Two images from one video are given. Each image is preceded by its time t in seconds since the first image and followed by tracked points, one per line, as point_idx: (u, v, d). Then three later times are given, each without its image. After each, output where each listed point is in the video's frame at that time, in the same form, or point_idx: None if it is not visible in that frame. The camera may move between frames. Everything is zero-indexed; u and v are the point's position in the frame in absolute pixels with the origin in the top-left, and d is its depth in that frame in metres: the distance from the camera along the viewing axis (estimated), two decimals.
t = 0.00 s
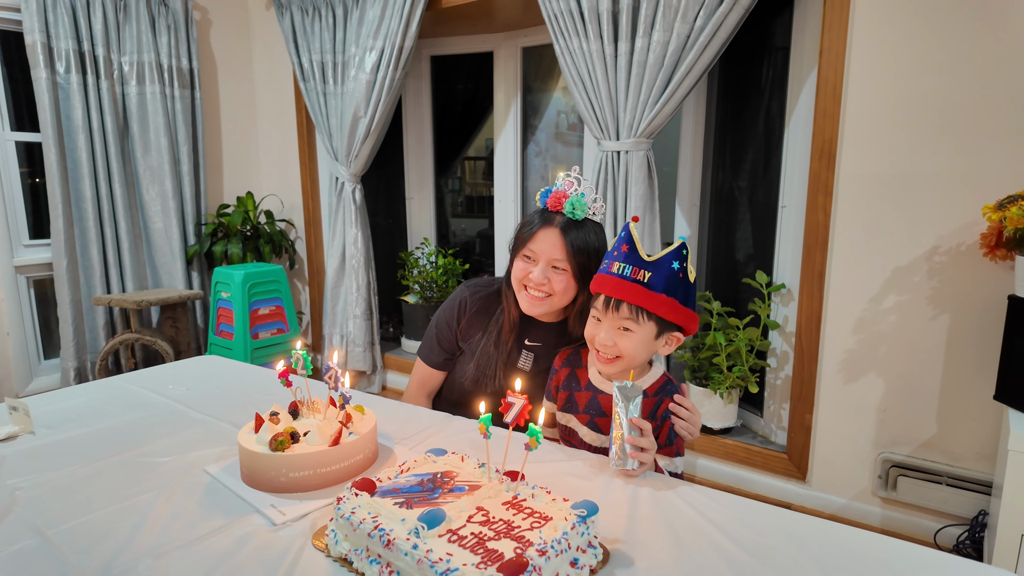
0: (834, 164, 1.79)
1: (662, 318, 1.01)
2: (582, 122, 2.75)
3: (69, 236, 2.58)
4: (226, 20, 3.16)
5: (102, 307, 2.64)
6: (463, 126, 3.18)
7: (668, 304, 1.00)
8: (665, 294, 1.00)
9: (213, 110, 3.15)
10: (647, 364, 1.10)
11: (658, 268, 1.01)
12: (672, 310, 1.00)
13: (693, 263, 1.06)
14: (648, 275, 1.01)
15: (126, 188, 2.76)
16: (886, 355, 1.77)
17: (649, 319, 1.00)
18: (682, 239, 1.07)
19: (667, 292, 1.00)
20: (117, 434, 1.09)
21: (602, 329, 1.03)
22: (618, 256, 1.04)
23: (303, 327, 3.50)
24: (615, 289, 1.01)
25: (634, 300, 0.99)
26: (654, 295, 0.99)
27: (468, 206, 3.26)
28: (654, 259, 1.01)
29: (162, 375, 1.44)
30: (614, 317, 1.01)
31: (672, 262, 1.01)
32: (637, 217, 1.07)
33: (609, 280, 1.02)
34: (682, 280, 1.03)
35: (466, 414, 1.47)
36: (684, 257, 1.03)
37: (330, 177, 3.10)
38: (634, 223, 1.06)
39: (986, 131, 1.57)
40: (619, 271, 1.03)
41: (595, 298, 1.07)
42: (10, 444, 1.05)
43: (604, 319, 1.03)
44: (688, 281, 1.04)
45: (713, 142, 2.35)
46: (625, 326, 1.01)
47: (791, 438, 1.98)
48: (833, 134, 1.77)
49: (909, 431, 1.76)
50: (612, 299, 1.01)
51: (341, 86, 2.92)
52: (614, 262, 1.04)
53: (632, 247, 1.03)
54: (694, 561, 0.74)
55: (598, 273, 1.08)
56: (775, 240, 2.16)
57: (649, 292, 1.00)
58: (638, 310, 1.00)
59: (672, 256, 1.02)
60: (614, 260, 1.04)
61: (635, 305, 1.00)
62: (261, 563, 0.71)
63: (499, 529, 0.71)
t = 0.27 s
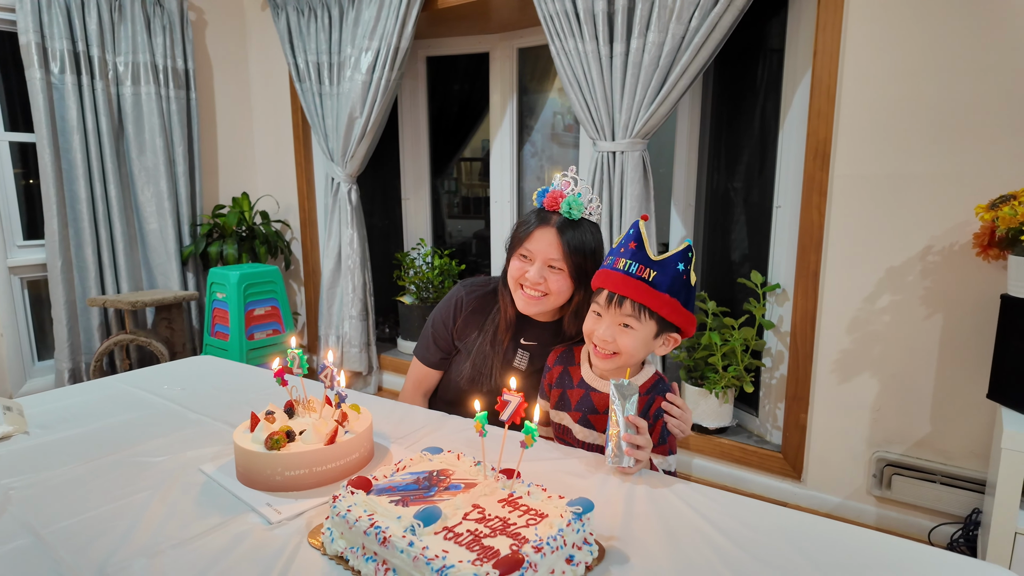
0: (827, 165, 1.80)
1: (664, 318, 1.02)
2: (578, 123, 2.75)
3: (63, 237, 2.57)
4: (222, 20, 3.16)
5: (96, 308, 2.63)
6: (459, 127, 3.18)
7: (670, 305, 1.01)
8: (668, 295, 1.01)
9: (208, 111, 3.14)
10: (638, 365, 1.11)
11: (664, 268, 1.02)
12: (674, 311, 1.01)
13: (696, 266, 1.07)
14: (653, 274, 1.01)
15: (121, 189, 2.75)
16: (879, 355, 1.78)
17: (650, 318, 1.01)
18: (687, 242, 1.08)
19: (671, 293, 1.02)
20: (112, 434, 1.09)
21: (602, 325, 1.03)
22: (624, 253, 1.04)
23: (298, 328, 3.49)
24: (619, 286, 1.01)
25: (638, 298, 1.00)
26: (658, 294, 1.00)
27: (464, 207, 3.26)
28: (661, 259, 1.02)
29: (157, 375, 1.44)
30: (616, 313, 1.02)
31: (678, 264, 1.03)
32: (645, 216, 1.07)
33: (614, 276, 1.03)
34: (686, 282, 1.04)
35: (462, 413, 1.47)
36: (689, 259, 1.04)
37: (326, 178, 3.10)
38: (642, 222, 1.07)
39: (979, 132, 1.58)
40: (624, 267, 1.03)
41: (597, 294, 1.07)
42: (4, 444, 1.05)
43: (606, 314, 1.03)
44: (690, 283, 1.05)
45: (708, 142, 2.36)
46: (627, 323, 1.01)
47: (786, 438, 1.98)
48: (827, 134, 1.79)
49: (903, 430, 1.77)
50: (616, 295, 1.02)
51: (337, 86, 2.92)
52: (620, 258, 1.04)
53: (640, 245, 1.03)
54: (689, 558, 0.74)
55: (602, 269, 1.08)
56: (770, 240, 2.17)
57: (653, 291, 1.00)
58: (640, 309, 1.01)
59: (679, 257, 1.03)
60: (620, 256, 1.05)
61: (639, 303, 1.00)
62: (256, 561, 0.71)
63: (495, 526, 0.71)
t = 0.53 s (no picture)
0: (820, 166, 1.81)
1: (656, 319, 1.02)
2: (573, 124, 2.76)
3: (56, 238, 2.56)
4: (216, 21, 3.15)
5: (89, 310, 2.62)
6: (454, 128, 3.18)
7: (663, 306, 1.01)
8: (661, 296, 1.01)
9: (202, 112, 3.13)
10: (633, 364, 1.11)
11: (657, 269, 1.02)
12: (667, 311, 1.02)
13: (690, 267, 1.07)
14: (646, 275, 1.02)
15: (114, 190, 2.74)
16: (872, 355, 1.79)
17: (642, 319, 1.01)
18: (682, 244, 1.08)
19: (664, 294, 1.02)
20: (105, 436, 1.09)
21: (594, 325, 1.04)
22: (618, 254, 1.05)
23: (293, 330, 3.48)
24: (612, 286, 1.02)
25: (630, 299, 1.00)
26: (651, 295, 1.01)
27: (459, 208, 3.26)
28: (654, 260, 1.02)
29: (151, 376, 1.43)
30: (608, 314, 1.02)
31: (671, 265, 1.02)
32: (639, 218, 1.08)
33: (608, 277, 1.03)
34: (679, 284, 1.04)
35: (456, 413, 1.47)
36: (683, 260, 1.04)
37: (321, 179, 3.09)
38: (637, 223, 1.07)
39: (969, 133, 1.60)
40: (618, 268, 1.03)
41: (591, 294, 1.08)
42: None
43: (599, 315, 1.03)
44: (684, 284, 1.05)
45: (702, 144, 2.37)
46: (618, 323, 1.02)
47: (781, 438, 1.99)
48: (820, 136, 1.80)
49: (896, 430, 1.78)
50: (609, 296, 1.02)
51: (332, 88, 2.92)
52: (613, 259, 1.05)
53: (634, 246, 1.04)
54: (683, 558, 0.75)
55: (595, 270, 1.09)
56: (764, 241, 2.19)
57: (646, 292, 1.01)
58: (632, 310, 1.01)
59: (672, 258, 1.03)
60: (614, 257, 1.05)
61: (631, 304, 1.01)
62: (251, 562, 0.71)
63: (490, 527, 0.71)
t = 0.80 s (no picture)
0: (815, 168, 1.82)
1: (652, 323, 1.01)
2: (568, 126, 2.77)
3: (51, 240, 2.55)
4: (211, 23, 3.14)
5: (84, 312, 2.60)
6: (450, 129, 3.18)
7: (659, 311, 1.01)
8: (657, 301, 1.01)
9: (197, 113, 3.12)
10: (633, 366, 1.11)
11: (653, 273, 1.02)
12: (663, 316, 1.01)
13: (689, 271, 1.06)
14: (642, 279, 1.02)
15: (109, 192, 2.73)
16: (867, 356, 1.80)
17: (638, 323, 1.01)
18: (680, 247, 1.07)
19: (660, 299, 1.01)
20: (101, 439, 1.08)
21: (591, 329, 1.05)
22: (614, 258, 1.05)
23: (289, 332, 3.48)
24: (608, 291, 1.02)
25: (626, 304, 1.00)
26: (647, 300, 1.00)
27: (455, 210, 3.27)
28: (650, 264, 1.02)
29: (147, 379, 1.43)
30: (604, 318, 1.03)
31: (668, 269, 1.02)
32: (636, 221, 1.07)
33: (604, 281, 1.04)
34: (676, 288, 1.03)
35: (454, 415, 1.47)
36: (680, 264, 1.03)
37: (317, 181, 3.09)
38: (634, 227, 1.07)
39: (963, 136, 1.61)
40: (614, 272, 1.03)
41: (588, 298, 1.08)
42: None
43: (595, 319, 1.04)
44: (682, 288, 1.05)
45: (698, 146, 2.38)
46: (614, 327, 1.02)
47: (776, 439, 2.00)
48: (815, 138, 1.81)
49: (891, 430, 1.79)
50: (605, 300, 1.02)
51: (328, 89, 2.92)
52: (610, 263, 1.05)
53: (629, 250, 1.03)
54: (682, 560, 0.75)
55: (592, 274, 1.09)
56: (759, 243, 2.20)
57: (642, 297, 1.01)
58: (628, 314, 1.01)
59: (669, 263, 1.02)
60: (610, 261, 1.05)
61: (626, 309, 1.01)
62: (250, 565, 0.71)
63: (489, 529, 0.71)
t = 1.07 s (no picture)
0: (815, 174, 1.83)
1: (655, 332, 1.02)
2: (567, 130, 2.78)
3: (50, 245, 2.54)
4: (211, 27, 3.15)
5: (84, 317, 2.60)
6: (449, 133, 3.19)
7: (662, 319, 1.01)
8: (659, 309, 1.01)
9: (197, 117, 3.12)
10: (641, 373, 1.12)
11: (655, 282, 1.02)
12: (666, 324, 1.02)
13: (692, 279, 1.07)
14: (644, 288, 1.02)
15: (109, 196, 2.73)
16: (868, 361, 1.81)
17: (641, 333, 1.02)
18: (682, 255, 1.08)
19: (662, 307, 1.02)
20: (108, 447, 1.08)
21: (595, 338, 1.05)
22: (616, 267, 1.05)
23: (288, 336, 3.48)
24: (610, 300, 1.03)
25: (628, 313, 1.01)
26: (649, 309, 1.01)
27: (454, 213, 3.28)
28: (652, 273, 1.02)
29: (151, 386, 1.43)
30: (607, 328, 1.03)
31: (670, 278, 1.02)
32: (638, 230, 1.08)
33: (606, 291, 1.04)
34: (679, 296, 1.03)
35: (459, 421, 1.47)
36: (683, 272, 1.03)
37: (317, 185, 3.09)
38: (635, 236, 1.07)
39: (961, 143, 1.63)
40: (616, 282, 1.04)
41: (592, 307, 1.09)
42: None
43: (598, 329, 1.05)
44: (685, 296, 1.05)
45: (698, 151, 2.40)
46: (618, 337, 1.03)
47: (777, 443, 2.01)
48: (814, 144, 1.83)
49: (891, 435, 1.80)
50: (607, 310, 1.03)
51: (328, 94, 2.92)
52: (612, 273, 1.06)
53: (631, 260, 1.04)
54: (689, 567, 0.76)
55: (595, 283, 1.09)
56: (759, 248, 2.21)
57: (644, 306, 1.01)
58: (631, 324, 1.02)
59: (671, 271, 1.02)
60: (613, 270, 1.06)
61: (629, 318, 1.01)
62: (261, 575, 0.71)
63: (500, 538, 0.72)
